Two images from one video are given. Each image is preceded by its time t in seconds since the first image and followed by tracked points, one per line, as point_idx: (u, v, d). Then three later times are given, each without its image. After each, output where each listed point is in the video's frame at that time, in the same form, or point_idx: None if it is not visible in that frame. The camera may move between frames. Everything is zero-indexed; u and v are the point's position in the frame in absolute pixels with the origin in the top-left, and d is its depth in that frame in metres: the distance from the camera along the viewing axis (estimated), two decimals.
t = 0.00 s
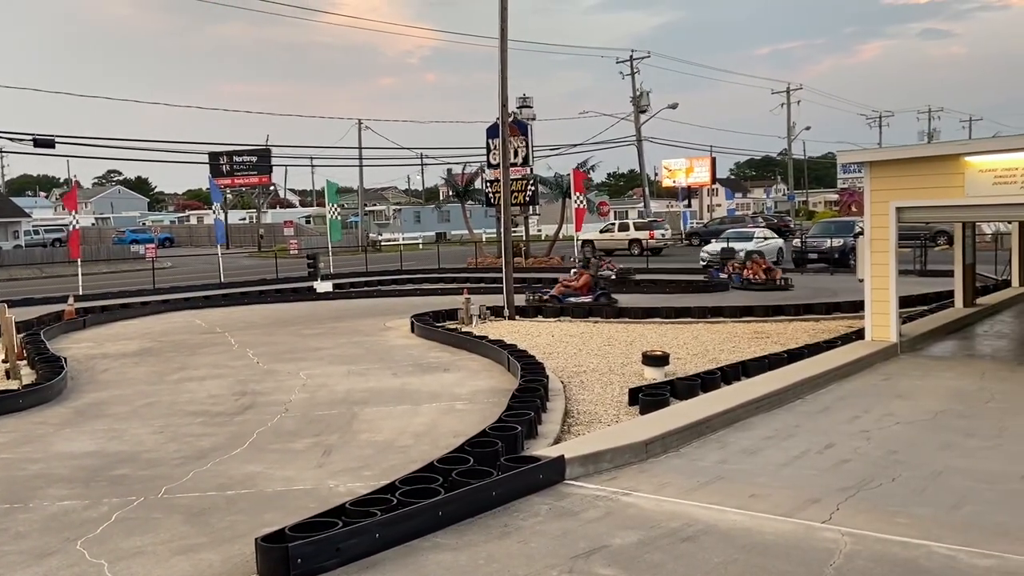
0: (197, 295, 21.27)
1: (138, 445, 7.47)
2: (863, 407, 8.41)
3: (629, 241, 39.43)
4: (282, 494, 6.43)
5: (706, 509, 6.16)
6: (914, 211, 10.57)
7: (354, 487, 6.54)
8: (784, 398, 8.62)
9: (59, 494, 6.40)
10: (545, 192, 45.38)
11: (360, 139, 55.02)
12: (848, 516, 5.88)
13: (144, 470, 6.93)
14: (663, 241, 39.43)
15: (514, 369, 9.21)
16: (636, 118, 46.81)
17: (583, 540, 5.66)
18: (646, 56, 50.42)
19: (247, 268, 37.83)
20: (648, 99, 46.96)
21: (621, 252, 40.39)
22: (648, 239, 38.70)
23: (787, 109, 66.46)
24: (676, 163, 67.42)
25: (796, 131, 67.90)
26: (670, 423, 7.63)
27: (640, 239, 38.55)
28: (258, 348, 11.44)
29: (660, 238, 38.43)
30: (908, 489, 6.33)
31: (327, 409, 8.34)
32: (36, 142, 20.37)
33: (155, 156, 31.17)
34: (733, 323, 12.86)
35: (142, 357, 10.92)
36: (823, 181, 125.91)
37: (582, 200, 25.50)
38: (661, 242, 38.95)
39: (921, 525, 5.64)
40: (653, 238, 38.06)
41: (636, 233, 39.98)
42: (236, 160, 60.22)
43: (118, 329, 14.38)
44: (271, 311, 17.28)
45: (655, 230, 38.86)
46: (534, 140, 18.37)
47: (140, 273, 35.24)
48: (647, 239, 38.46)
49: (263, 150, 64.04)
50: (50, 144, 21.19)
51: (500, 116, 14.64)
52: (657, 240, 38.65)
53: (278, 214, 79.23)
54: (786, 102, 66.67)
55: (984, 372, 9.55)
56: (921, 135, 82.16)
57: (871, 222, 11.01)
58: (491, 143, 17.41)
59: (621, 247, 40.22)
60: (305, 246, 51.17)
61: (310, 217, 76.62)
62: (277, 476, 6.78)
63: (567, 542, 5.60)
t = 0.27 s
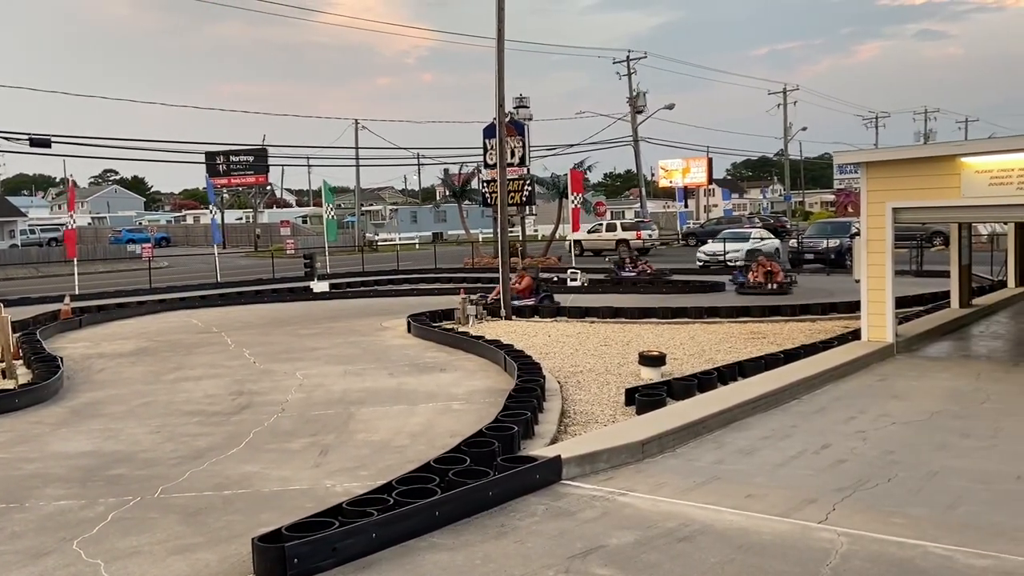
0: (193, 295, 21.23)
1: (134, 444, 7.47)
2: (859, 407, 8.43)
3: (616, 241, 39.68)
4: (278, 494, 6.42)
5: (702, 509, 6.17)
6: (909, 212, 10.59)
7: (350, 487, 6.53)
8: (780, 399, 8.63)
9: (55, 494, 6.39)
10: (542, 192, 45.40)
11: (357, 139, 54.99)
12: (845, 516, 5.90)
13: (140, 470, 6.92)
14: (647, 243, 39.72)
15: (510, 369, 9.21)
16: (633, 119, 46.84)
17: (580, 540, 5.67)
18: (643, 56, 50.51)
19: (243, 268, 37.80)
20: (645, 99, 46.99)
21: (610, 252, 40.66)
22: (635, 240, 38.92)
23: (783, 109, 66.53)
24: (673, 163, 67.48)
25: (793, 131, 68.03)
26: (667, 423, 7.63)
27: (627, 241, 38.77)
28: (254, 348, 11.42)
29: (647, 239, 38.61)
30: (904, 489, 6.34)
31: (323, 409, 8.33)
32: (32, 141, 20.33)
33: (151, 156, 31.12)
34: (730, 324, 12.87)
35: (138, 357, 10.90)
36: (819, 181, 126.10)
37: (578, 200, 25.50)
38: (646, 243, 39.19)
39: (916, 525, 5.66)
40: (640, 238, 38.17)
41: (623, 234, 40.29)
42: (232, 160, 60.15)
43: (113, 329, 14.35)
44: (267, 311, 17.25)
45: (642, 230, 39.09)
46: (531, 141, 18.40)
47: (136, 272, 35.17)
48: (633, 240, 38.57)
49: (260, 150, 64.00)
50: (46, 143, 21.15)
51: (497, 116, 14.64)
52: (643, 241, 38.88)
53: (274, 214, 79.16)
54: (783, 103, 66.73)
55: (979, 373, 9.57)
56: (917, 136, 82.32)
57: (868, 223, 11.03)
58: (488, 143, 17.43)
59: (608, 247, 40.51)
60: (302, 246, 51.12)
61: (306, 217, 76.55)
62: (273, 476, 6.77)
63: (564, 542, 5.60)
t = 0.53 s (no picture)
0: (192, 294, 21.24)
1: (133, 444, 7.46)
2: (858, 407, 8.44)
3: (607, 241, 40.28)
4: (278, 494, 6.42)
5: (702, 509, 6.16)
6: (909, 212, 10.60)
7: (350, 487, 6.53)
8: (779, 399, 8.63)
9: (54, 493, 6.38)
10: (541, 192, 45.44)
11: (357, 138, 54.99)
12: (844, 516, 5.90)
13: (139, 469, 6.92)
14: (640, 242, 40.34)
15: (510, 369, 9.21)
16: (633, 119, 46.88)
17: (579, 539, 5.67)
18: (642, 57, 50.16)
19: (243, 267, 37.81)
20: (644, 99, 47.02)
21: (602, 252, 40.89)
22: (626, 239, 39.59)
23: (783, 110, 66.54)
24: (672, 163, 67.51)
25: (793, 131, 68.15)
26: (666, 423, 7.64)
27: (618, 239, 39.73)
28: (254, 347, 11.42)
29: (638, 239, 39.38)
30: (903, 489, 6.35)
31: (322, 408, 8.33)
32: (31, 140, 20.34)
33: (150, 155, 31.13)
34: (729, 324, 12.88)
35: (137, 356, 10.90)
36: (818, 182, 126.21)
37: (578, 199, 25.52)
38: (638, 242, 39.81)
39: (916, 525, 5.66)
40: (629, 238, 39.43)
41: (613, 235, 40.67)
42: (232, 159, 60.19)
43: (113, 328, 14.36)
44: (266, 310, 17.25)
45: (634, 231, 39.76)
46: (531, 141, 18.43)
47: (136, 271, 35.19)
48: (624, 239, 39.61)
49: (259, 149, 64.03)
50: (46, 142, 21.15)
51: (496, 116, 14.64)
52: (634, 240, 39.74)
53: (274, 213, 79.19)
54: (783, 103, 66.74)
55: (978, 373, 9.58)
56: (917, 137, 82.34)
57: (867, 223, 11.03)
58: (487, 143, 17.44)
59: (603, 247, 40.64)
60: (301, 245, 51.12)
61: (305, 217, 76.56)
62: (272, 475, 6.77)
63: (563, 542, 5.60)
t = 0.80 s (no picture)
0: (194, 292, 21.26)
1: (135, 442, 7.47)
2: (860, 407, 8.43)
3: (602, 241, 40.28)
4: (280, 492, 6.43)
5: (704, 509, 6.16)
6: (912, 212, 10.59)
7: (351, 485, 6.54)
8: (781, 399, 8.63)
9: (56, 492, 6.39)
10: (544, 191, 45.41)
11: (359, 137, 54.97)
12: (846, 516, 5.90)
13: (141, 467, 6.93)
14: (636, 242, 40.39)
15: (512, 368, 9.21)
16: (636, 118, 46.81)
17: (580, 539, 5.67)
18: (645, 56, 50.06)
19: (245, 265, 37.83)
20: (647, 98, 46.96)
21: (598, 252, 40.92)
22: (622, 239, 39.68)
23: (786, 109, 66.42)
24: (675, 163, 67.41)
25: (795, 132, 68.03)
26: (668, 423, 7.64)
27: (613, 239, 39.63)
28: (256, 346, 11.43)
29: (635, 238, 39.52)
30: (906, 489, 6.34)
31: (324, 407, 8.34)
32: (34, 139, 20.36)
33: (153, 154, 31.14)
34: (731, 324, 12.86)
35: (139, 355, 10.92)
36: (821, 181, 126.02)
37: (580, 199, 25.49)
38: (633, 242, 39.94)
39: (918, 525, 5.66)
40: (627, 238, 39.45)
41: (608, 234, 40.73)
42: (234, 158, 60.21)
43: (115, 327, 14.37)
44: (268, 309, 17.25)
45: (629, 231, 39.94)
46: (533, 141, 18.43)
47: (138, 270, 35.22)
48: (619, 239, 39.65)
49: (262, 148, 64.04)
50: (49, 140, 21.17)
51: (499, 115, 14.63)
52: (629, 240, 39.80)
53: (276, 211, 79.23)
54: (786, 103, 66.61)
55: (981, 373, 9.57)
56: (920, 136, 82.13)
57: (870, 222, 11.01)
58: (489, 142, 17.44)
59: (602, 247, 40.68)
60: (303, 244, 51.12)
61: (308, 215, 76.57)
62: (274, 474, 6.78)
63: (564, 541, 5.60)
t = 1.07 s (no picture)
0: (201, 290, 21.33)
1: (141, 439, 7.50)
2: (866, 407, 8.41)
3: (604, 240, 40.34)
4: (286, 490, 6.43)
5: (709, 508, 6.15)
6: (919, 211, 10.55)
7: (357, 483, 6.54)
8: (787, 398, 8.61)
9: (63, 488, 6.41)
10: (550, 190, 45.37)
11: (366, 136, 55.02)
12: (852, 516, 5.88)
13: (147, 464, 6.94)
14: (636, 241, 40.33)
15: (517, 367, 9.22)
16: (642, 117, 46.72)
17: (585, 538, 5.66)
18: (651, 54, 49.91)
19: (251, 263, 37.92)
20: (654, 97, 46.86)
21: (600, 250, 40.92)
22: (622, 238, 39.71)
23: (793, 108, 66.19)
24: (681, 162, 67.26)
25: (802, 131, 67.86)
26: (674, 422, 7.63)
27: (612, 238, 39.78)
28: (262, 344, 11.45)
29: (636, 237, 39.52)
30: (912, 489, 6.33)
31: (330, 405, 8.35)
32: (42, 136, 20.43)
33: (160, 152, 31.23)
34: (737, 323, 12.84)
35: (146, 352, 10.95)
36: (828, 181, 125.66)
37: (586, 198, 25.47)
38: (635, 241, 39.95)
39: (924, 525, 5.65)
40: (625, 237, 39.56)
41: (609, 234, 40.77)
42: (240, 156, 60.35)
43: (123, 324, 14.43)
44: (274, 307, 17.29)
45: (630, 229, 39.91)
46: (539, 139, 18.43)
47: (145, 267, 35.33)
48: (620, 238, 39.71)
49: (268, 146, 64.17)
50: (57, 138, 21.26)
51: (505, 113, 14.62)
52: (630, 239, 39.80)
53: (282, 209, 79.39)
54: (793, 101, 66.36)
55: (988, 373, 9.54)
56: (927, 135, 81.76)
57: (877, 222, 10.98)
58: (495, 141, 17.43)
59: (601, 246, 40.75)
60: (308, 242, 51.26)
61: (314, 214, 76.70)
62: (280, 471, 6.79)
63: (569, 540, 5.60)
